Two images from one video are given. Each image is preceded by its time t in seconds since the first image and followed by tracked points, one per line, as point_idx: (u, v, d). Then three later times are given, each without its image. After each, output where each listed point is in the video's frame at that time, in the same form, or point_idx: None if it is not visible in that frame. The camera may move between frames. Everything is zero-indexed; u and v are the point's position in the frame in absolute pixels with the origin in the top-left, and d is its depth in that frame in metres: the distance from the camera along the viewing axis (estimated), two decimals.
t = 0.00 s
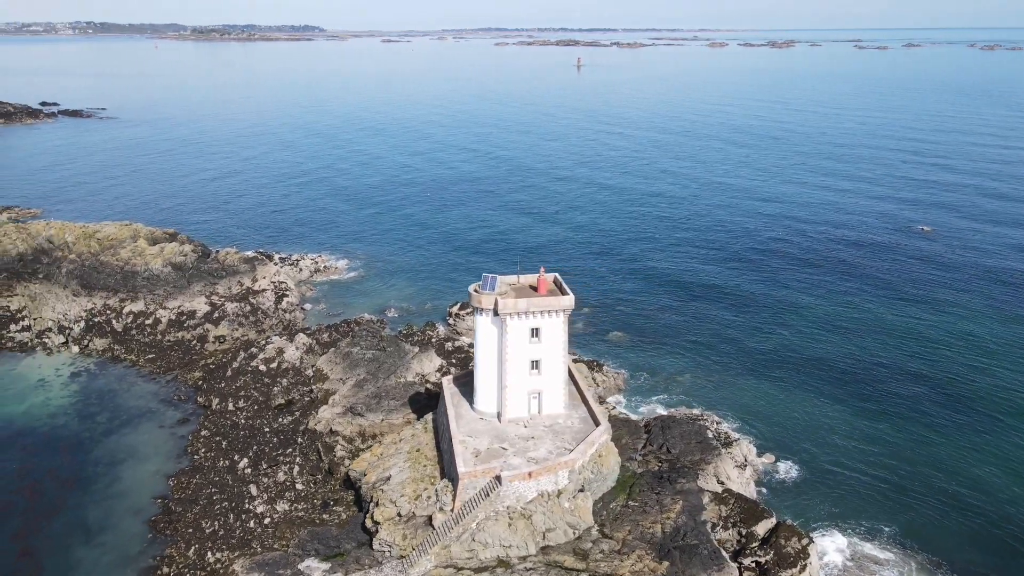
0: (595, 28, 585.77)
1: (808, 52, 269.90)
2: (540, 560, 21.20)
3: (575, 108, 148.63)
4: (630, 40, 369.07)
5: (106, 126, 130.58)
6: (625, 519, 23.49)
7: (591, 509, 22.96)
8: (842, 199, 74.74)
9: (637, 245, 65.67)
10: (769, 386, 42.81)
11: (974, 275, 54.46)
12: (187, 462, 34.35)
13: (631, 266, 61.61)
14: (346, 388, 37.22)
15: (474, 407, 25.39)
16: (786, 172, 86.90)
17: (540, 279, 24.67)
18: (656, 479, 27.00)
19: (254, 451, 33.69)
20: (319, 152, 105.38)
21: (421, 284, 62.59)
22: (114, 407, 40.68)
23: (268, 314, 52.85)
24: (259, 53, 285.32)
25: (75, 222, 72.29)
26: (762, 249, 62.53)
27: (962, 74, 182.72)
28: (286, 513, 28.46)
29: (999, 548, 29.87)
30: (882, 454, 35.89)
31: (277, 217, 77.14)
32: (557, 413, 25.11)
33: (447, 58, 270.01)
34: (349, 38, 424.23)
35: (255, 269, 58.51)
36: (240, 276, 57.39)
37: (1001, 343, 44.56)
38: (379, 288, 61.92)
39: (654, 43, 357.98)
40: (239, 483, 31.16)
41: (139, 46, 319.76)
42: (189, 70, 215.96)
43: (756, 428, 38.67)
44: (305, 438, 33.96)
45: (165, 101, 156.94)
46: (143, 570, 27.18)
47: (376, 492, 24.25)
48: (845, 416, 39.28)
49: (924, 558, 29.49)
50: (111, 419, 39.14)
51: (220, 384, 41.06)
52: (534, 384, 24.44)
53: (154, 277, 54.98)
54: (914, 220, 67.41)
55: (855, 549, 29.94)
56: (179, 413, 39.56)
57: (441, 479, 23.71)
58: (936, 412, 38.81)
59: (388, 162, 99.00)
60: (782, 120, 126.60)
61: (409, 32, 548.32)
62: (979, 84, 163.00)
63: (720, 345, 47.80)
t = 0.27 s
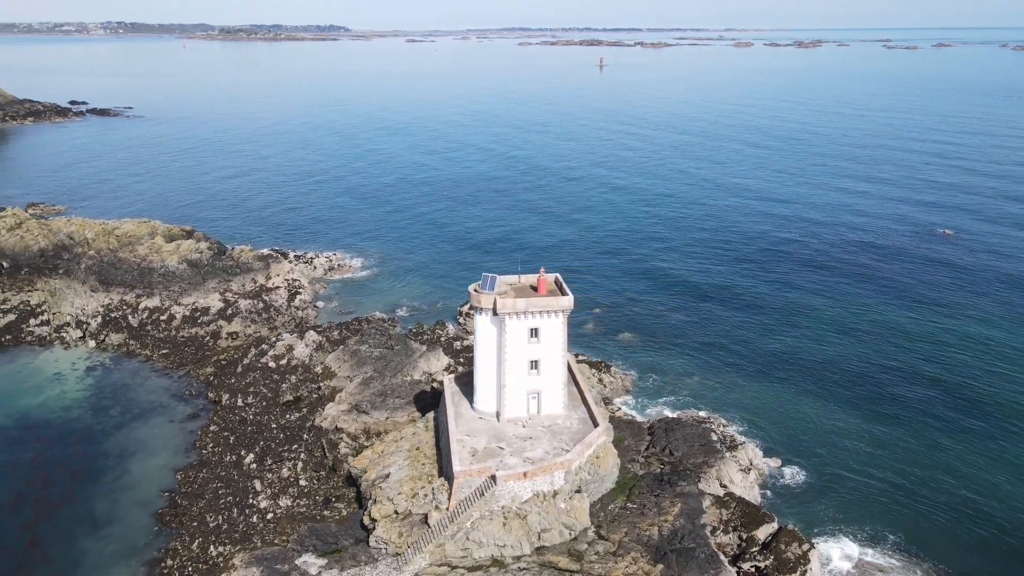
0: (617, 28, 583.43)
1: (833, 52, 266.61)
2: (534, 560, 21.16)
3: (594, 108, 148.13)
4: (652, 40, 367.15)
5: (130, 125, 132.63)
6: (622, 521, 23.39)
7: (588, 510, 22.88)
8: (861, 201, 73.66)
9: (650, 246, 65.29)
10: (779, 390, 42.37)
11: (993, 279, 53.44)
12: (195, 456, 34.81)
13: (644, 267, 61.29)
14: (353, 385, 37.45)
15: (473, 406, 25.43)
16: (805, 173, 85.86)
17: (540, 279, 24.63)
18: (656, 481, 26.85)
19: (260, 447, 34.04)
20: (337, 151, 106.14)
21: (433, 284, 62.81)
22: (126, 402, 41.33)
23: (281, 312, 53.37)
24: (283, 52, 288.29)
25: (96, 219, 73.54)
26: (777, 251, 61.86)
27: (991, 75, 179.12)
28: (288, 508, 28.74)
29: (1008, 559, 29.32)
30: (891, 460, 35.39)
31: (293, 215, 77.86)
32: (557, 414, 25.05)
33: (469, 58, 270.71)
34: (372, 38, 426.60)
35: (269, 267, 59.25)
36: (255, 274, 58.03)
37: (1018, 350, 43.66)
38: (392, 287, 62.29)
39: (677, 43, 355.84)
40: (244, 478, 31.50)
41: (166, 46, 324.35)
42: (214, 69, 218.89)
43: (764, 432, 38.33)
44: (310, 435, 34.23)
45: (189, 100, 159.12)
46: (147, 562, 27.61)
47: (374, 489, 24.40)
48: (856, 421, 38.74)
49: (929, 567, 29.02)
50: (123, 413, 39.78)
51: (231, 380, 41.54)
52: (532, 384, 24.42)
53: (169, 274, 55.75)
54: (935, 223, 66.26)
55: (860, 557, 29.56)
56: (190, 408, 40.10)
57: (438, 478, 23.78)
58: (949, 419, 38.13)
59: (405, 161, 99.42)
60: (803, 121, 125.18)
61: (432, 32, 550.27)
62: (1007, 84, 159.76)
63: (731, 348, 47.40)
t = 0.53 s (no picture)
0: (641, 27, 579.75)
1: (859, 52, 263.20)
2: (527, 560, 21.16)
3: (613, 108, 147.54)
4: (676, 40, 364.45)
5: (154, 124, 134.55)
6: (618, 523, 23.27)
7: (583, 511, 22.81)
8: (881, 203, 72.60)
9: (664, 247, 64.89)
10: (788, 393, 41.92)
11: (1012, 283, 52.41)
12: (202, 451, 35.27)
13: (657, 268, 60.93)
14: (359, 383, 37.65)
15: (473, 406, 25.48)
16: (825, 175, 84.80)
17: (540, 279, 24.60)
18: (656, 484, 26.70)
19: (266, 443, 34.37)
20: (355, 150, 106.79)
21: (446, 284, 63.01)
22: (138, 396, 41.97)
23: (293, 309, 53.80)
24: (307, 52, 290.82)
25: (116, 216, 74.71)
26: (792, 253, 61.16)
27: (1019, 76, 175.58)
28: (290, 504, 29.01)
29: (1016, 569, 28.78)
30: (899, 465, 34.88)
31: (309, 214, 78.52)
32: (555, 414, 25.01)
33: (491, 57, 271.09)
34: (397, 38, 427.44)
35: (282, 265, 59.77)
36: (268, 271, 58.65)
37: None
38: (404, 285, 62.58)
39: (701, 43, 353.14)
40: (248, 474, 31.85)
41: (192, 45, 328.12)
42: (239, 69, 221.29)
43: (771, 436, 37.97)
44: (315, 431, 34.49)
45: (212, 99, 161.03)
46: (151, 554, 28.03)
47: (372, 487, 24.56)
48: (866, 426, 38.22)
49: None
50: (134, 408, 40.38)
51: (240, 376, 41.99)
52: (531, 384, 24.39)
53: (184, 271, 56.44)
54: (956, 226, 65.12)
55: (864, 563, 29.19)
56: (199, 403, 40.59)
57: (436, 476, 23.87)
58: (962, 427, 37.47)
59: (421, 161, 99.74)
60: (825, 122, 123.68)
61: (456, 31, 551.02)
62: None
63: (742, 350, 47.00)
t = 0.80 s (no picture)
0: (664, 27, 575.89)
1: (886, 52, 259.45)
2: (521, 560, 21.17)
3: (633, 109, 146.85)
4: (702, 40, 360.79)
5: (177, 122, 136.31)
6: (614, 525, 23.18)
7: (579, 512, 22.76)
8: (901, 205, 71.49)
9: (678, 248, 64.46)
10: (799, 398, 41.45)
11: None
12: (210, 446, 35.71)
13: (670, 269, 60.54)
14: (366, 380, 37.85)
15: (472, 405, 25.52)
16: (844, 176, 83.70)
17: (540, 279, 24.57)
18: (656, 486, 26.57)
19: (272, 439, 34.68)
20: (373, 149, 107.34)
21: (459, 283, 63.15)
22: (150, 391, 42.60)
23: (305, 307, 54.22)
24: (330, 52, 292.73)
25: (137, 213, 75.76)
26: (808, 255, 60.42)
27: None
28: (292, 500, 29.27)
29: None
30: (908, 472, 34.39)
31: (325, 212, 79.07)
32: (554, 414, 24.98)
33: (512, 57, 271.22)
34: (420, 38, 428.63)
35: (295, 262, 60.60)
36: (281, 269, 59.35)
37: None
38: (416, 284, 62.79)
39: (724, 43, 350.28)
40: (253, 469, 32.19)
41: (218, 45, 332.01)
42: (263, 69, 223.45)
43: (779, 440, 37.60)
44: (321, 428, 34.75)
45: (235, 99, 162.79)
46: (156, 546, 28.42)
47: (371, 484, 24.70)
48: (877, 432, 37.68)
49: None
50: (146, 403, 40.98)
51: (250, 372, 42.43)
52: (529, 384, 24.38)
53: (199, 268, 57.12)
54: (977, 229, 63.94)
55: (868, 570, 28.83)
56: (209, 399, 41.07)
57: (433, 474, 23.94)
58: (975, 434, 36.82)
59: (438, 160, 100.01)
60: (848, 123, 122.07)
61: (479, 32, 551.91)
62: None
63: (753, 353, 46.56)
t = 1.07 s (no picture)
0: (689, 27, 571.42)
1: (915, 53, 254.93)
2: (515, 559, 21.15)
3: (653, 109, 145.99)
4: (726, 40, 357.72)
5: (200, 121, 138.07)
6: (610, 526, 23.07)
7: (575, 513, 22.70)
8: (922, 207, 70.29)
9: (692, 249, 63.98)
10: (809, 401, 40.95)
11: None
12: (218, 441, 36.17)
13: (684, 270, 60.11)
14: (372, 378, 38.05)
15: (472, 403, 25.59)
16: (865, 178, 82.46)
17: (540, 279, 24.57)
18: (656, 487, 26.40)
19: (278, 435, 35.02)
20: (391, 148, 107.85)
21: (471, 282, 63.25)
22: (163, 386, 43.21)
23: (317, 304, 54.67)
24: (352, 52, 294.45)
25: (157, 210, 76.86)
26: (824, 257, 59.66)
27: None
28: (295, 495, 29.54)
29: None
30: (917, 479, 33.89)
31: (341, 211, 79.60)
32: (552, 414, 24.95)
33: (534, 57, 271.03)
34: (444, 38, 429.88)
35: (309, 260, 61.35)
36: (295, 267, 60.06)
37: None
38: (429, 282, 63.03)
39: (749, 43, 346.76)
40: (258, 464, 32.56)
41: (245, 45, 335.71)
42: (287, 68, 225.52)
43: (787, 443, 37.21)
44: (326, 424, 35.00)
45: (258, 98, 164.53)
46: (161, 538, 28.84)
47: (370, 481, 24.87)
48: (887, 437, 37.11)
49: None
50: (158, 397, 41.63)
51: (261, 369, 42.92)
52: (528, 384, 24.38)
53: (214, 264, 57.84)
54: (1000, 232, 62.65)
55: None
56: (220, 394, 41.59)
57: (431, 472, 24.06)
58: (989, 442, 36.12)
59: (456, 160, 100.19)
60: (872, 124, 120.30)
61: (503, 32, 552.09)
62: None
63: (764, 356, 46.08)
